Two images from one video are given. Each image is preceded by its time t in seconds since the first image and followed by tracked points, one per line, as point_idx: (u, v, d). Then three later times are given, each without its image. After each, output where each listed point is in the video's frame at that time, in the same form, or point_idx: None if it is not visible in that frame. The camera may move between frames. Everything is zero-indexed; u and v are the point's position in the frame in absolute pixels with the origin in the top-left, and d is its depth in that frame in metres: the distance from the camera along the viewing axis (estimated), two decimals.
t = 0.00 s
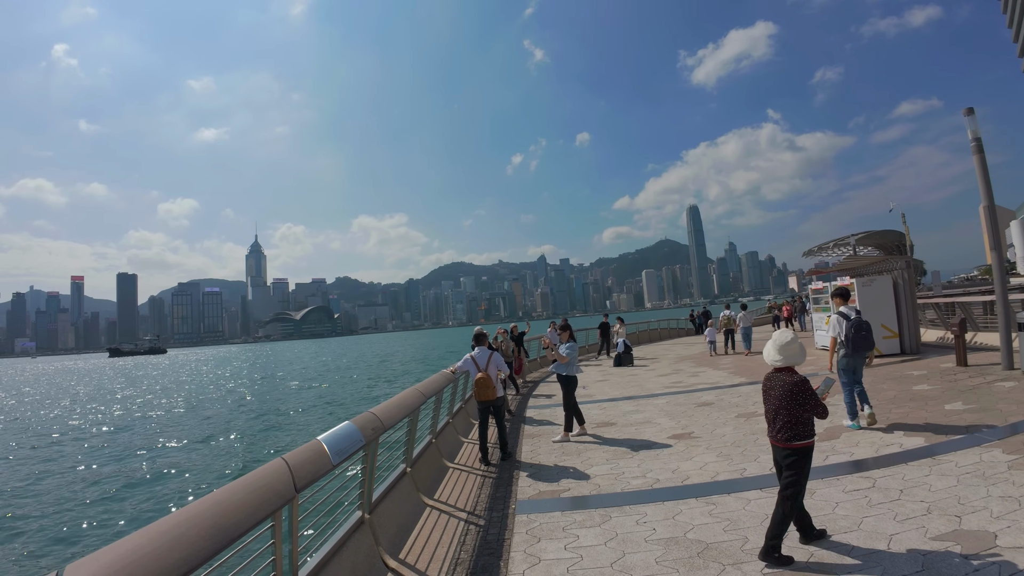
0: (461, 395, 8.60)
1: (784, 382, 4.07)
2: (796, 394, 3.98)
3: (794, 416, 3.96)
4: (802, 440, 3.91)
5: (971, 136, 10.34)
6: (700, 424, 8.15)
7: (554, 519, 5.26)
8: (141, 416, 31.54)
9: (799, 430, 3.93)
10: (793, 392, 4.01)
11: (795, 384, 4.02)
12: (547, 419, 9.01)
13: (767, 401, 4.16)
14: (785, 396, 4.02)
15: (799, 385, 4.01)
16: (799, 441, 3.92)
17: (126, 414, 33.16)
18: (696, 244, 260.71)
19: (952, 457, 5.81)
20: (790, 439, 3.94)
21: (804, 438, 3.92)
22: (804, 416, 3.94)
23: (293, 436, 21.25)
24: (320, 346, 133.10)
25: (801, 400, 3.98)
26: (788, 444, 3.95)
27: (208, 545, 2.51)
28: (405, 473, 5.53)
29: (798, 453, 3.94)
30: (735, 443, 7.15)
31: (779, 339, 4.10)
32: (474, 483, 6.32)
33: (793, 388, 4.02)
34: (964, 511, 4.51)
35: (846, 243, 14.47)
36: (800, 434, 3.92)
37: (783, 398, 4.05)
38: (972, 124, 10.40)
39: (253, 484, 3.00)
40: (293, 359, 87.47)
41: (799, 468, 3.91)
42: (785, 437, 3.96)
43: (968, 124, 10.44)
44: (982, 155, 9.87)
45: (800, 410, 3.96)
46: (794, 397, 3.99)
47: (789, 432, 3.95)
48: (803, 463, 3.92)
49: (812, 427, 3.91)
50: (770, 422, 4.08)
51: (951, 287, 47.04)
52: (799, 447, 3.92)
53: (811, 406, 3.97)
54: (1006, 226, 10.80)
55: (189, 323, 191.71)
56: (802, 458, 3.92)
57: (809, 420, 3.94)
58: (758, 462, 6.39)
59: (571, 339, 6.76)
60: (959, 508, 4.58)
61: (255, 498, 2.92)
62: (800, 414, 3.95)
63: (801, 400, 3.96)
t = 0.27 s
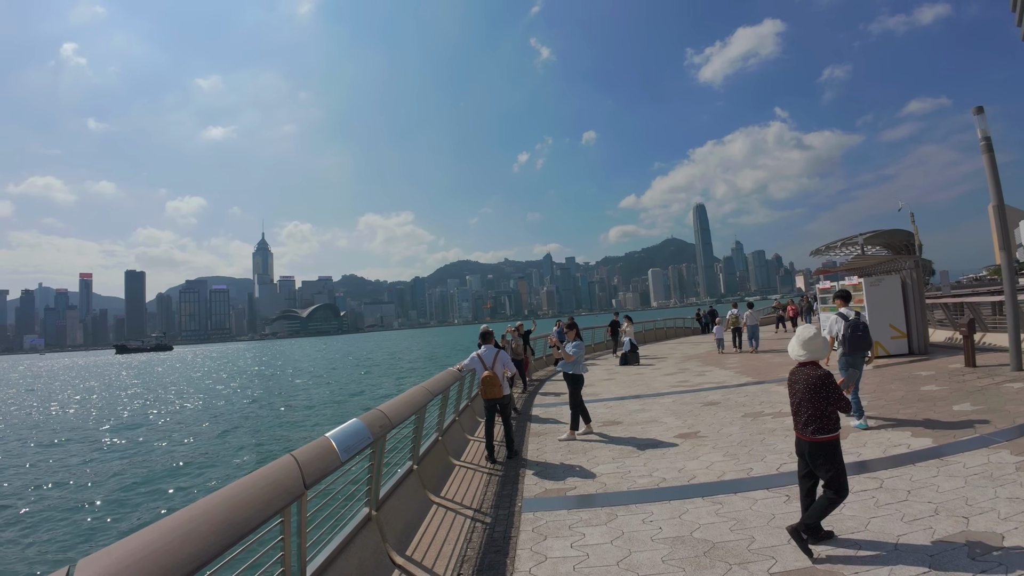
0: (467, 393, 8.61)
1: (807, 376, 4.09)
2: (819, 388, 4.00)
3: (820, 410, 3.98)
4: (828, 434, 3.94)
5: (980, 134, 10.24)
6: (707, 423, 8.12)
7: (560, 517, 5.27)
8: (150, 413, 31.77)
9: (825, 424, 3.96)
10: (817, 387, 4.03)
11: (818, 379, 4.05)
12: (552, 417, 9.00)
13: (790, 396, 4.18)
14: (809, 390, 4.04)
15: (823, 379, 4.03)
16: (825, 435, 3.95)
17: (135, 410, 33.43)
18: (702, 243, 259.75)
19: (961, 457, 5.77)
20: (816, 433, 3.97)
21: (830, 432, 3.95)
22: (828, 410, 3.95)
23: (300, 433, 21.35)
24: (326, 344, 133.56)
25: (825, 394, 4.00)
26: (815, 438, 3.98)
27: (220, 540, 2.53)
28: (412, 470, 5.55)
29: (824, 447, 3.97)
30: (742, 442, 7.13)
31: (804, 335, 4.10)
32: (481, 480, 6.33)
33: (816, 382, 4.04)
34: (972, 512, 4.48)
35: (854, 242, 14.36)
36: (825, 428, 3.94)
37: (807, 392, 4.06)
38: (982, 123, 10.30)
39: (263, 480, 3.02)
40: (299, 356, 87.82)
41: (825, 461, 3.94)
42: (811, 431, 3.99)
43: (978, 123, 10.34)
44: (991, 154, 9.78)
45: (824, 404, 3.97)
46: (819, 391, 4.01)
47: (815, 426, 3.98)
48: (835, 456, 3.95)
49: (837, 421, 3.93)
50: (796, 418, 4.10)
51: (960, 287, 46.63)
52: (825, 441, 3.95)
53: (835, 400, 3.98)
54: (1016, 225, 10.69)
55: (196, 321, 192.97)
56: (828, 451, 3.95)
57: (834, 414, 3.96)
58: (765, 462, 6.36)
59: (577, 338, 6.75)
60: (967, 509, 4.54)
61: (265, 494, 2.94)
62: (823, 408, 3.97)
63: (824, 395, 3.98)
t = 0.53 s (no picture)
0: (482, 389, 8.63)
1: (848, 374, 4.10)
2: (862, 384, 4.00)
3: (859, 406, 3.98)
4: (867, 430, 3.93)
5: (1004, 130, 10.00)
6: (723, 422, 8.05)
7: (575, 514, 5.26)
8: (169, 406, 32.31)
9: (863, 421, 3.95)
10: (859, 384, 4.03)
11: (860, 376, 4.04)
12: (568, 414, 8.99)
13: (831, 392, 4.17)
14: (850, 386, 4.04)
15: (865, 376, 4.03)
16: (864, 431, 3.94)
17: (155, 404, 34.01)
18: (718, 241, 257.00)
19: (983, 460, 5.65)
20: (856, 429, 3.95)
21: (869, 429, 3.93)
22: (869, 407, 3.95)
23: (316, 428, 21.56)
24: (341, 339, 134.70)
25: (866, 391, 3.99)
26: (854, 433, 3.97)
27: (243, 531, 2.57)
28: (428, 465, 5.58)
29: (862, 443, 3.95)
30: (759, 442, 7.06)
31: (846, 332, 4.16)
32: (496, 476, 6.35)
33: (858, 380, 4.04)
34: (994, 515, 4.39)
35: (874, 239, 14.11)
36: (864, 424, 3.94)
37: (847, 389, 4.06)
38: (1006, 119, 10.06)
39: (284, 473, 3.06)
40: (315, 352, 88.63)
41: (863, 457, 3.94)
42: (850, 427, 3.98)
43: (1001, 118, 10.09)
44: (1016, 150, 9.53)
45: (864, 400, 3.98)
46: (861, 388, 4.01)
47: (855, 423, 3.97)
48: (876, 450, 3.93)
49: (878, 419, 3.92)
50: (830, 415, 4.13)
51: (987, 286, 45.27)
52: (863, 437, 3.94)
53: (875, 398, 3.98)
54: None
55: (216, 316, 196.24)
56: (866, 448, 3.94)
57: (875, 412, 3.95)
58: (782, 461, 6.30)
59: (593, 335, 6.72)
60: (988, 512, 4.45)
61: (285, 487, 2.98)
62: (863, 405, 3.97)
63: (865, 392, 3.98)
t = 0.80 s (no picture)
0: (504, 385, 8.66)
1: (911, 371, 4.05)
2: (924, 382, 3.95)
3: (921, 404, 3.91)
4: (928, 429, 3.85)
5: None
6: (747, 421, 7.94)
7: (597, 510, 5.25)
8: (196, 400, 33.07)
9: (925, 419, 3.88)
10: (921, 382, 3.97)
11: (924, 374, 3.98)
12: (589, 411, 8.97)
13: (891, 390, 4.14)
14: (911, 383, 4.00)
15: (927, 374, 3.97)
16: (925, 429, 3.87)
17: (183, 398, 34.84)
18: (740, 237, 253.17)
19: (1018, 462, 5.47)
20: (917, 427, 3.89)
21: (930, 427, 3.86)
22: (930, 405, 3.88)
23: (338, 423, 21.85)
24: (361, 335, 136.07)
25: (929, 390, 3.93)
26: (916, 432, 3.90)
27: (274, 520, 2.63)
28: (451, 460, 5.62)
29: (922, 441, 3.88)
30: (785, 441, 6.95)
31: (907, 329, 4.18)
32: (518, 471, 6.36)
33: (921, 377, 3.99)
34: None
35: (903, 235, 13.75)
36: (925, 422, 3.87)
37: (908, 387, 4.01)
38: None
39: (314, 465, 3.11)
40: (337, 347, 89.75)
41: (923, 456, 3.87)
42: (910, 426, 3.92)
43: None
44: None
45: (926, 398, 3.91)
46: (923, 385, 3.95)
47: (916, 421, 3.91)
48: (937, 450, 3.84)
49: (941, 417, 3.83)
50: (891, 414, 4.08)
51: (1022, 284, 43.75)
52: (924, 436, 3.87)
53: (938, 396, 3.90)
54: None
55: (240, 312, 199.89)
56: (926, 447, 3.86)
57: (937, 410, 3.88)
58: (808, 461, 6.19)
59: (616, 331, 6.68)
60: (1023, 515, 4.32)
61: (315, 478, 3.03)
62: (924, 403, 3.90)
63: (927, 389, 3.92)
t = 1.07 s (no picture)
0: (527, 382, 8.68)
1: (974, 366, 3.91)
2: (987, 379, 3.82)
3: (984, 401, 3.81)
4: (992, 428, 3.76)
5: None
6: (774, 420, 7.83)
7: (621, 508, 5.24)
8: (224, 395, 33.82)
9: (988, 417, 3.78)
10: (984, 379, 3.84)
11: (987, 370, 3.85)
12: (612, 408, 8.93)
13: (952, 386, 4.02)
14: (974, 380, 3.88)
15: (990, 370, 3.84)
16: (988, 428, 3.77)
17: (212, 392, 35.70)
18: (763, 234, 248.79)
19: None
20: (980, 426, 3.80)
21: (993, 426, 3.76)
22: (993, 402, 3.78)
23: (362, 418, 22.13)
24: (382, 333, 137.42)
25: (992, 387, 3.80)
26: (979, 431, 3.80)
27: (308, 512, 2.68)
28: (476, 456, 5.65)
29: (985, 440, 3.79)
30: (813, 441, 6.84)
31: (967, 324, 4.02)
32: (542, 468, 6.37)
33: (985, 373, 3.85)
34: None
35: (935, 231, 13.38)
36: (987, 421, 3.77)
37: (971, 384, 3.89)
38: None
39: (345, 459, 3.16)
40: (359, 344, 90.83)
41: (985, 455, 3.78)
42: (973, 425, 3.83)
43: None
44: None
45: (990, 395, 3.80)
46: (987, 382, 3.82)
47: (978, 420, 3.81)
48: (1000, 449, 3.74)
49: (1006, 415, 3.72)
50: (953, 411, 3.99)
51: None
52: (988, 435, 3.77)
53: (1003, 393, 3.77)
54: None
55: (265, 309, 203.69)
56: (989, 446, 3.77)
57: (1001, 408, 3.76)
58: (837, 462, 6.08)
59: (640, 329, 6.65)
60: None
61: (346, 472, 3.08)
62: (987, 401, 3.79)
63: (990, 386, 3.81)
